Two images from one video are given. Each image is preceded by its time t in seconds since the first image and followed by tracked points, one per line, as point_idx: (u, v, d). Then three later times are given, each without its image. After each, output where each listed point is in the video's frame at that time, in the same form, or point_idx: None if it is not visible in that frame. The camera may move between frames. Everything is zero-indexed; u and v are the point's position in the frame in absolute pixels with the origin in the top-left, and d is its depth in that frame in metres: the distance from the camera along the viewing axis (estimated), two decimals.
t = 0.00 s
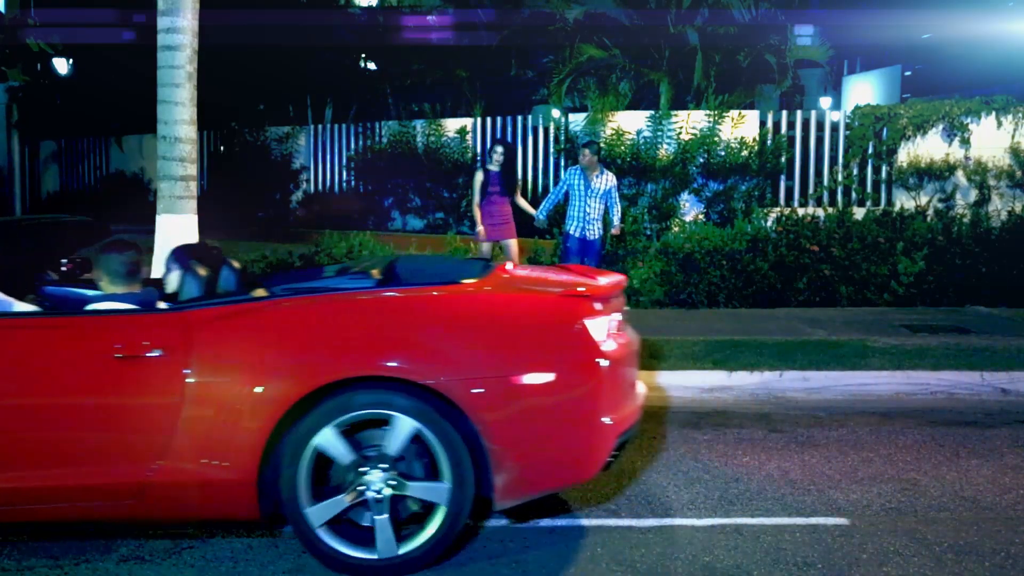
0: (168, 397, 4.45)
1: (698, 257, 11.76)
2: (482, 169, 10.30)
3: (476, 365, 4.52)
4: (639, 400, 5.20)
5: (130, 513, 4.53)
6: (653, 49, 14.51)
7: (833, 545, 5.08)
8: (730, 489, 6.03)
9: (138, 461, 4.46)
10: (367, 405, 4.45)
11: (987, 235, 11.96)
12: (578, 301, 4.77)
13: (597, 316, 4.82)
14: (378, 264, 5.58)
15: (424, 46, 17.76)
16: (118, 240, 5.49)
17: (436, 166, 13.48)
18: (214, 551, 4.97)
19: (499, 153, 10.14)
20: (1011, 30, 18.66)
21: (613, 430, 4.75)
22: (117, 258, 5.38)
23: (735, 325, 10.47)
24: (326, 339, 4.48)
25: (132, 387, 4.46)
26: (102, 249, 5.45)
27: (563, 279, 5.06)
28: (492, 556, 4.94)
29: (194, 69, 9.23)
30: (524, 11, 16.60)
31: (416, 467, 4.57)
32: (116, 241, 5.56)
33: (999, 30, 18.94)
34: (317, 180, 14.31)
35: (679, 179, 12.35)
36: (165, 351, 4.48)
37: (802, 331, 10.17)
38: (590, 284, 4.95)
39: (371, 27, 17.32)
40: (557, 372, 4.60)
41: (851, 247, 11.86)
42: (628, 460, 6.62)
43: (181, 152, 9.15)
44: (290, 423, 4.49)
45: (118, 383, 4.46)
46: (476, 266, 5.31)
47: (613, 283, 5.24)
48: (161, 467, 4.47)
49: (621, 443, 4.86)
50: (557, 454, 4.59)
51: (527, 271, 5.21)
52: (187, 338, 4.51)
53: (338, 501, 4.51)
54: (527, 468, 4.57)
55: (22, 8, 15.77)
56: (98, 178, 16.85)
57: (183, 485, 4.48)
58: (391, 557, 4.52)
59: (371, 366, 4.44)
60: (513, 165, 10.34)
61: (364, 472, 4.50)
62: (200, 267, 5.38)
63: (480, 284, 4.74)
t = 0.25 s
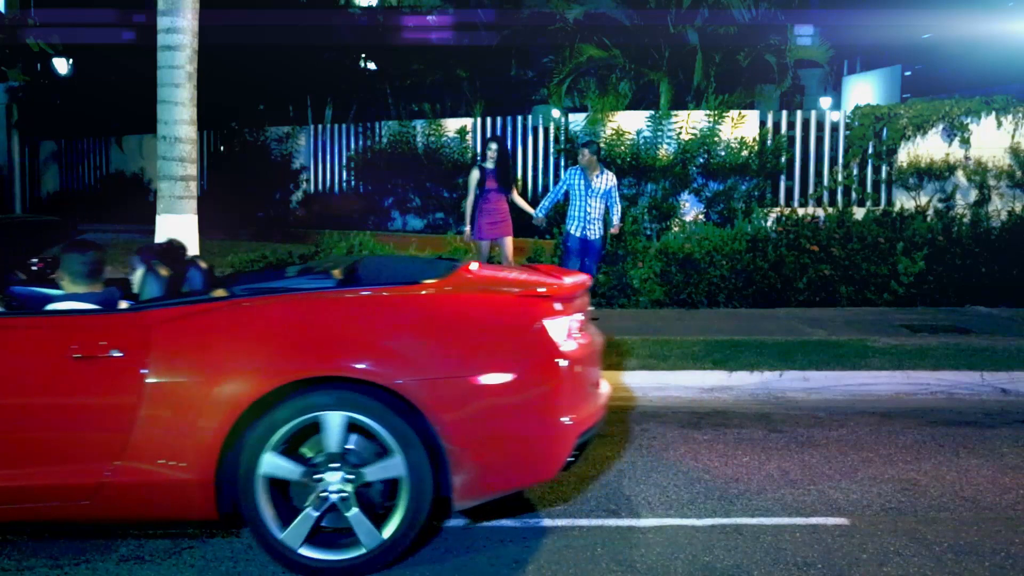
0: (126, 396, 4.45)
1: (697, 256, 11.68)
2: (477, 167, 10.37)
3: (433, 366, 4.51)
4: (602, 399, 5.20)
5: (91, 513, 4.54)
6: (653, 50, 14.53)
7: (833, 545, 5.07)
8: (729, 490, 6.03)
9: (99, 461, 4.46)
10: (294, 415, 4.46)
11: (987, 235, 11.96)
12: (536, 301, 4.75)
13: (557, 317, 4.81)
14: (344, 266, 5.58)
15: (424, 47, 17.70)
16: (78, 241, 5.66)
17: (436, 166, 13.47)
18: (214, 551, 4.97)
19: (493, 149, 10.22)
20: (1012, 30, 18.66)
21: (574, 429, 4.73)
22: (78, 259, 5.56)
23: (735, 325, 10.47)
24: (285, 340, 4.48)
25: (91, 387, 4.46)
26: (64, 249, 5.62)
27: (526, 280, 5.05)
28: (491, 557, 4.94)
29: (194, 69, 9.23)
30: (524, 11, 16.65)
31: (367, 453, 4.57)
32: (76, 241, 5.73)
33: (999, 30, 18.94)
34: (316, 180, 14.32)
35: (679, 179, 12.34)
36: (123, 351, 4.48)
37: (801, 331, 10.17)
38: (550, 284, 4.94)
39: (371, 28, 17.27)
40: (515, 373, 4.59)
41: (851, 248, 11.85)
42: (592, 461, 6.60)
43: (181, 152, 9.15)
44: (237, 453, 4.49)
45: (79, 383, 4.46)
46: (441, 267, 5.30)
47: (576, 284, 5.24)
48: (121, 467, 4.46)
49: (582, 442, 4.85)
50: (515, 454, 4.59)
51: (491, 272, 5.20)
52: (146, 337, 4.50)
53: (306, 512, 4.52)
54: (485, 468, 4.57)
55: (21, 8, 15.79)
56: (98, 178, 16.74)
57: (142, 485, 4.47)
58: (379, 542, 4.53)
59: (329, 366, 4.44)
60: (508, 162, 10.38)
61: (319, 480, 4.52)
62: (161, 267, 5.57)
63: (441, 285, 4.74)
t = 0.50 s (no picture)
0: (70, 399, 4.47)
1: (697, 256, 11.66)
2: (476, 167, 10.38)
3: (378, 369, 4.51)
4: (552, 402, 5.21)
5: (38, 516, 4.56)
6: (653, 50, 14.52)
7: (833, 545, 5.07)
8: (729, 490, 6.03)
9: (44, 463, 4.49)
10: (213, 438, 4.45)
11: (987, 235, 11.96)
12: (485, 305, 4.76)
13: (505, 320, 4.82)
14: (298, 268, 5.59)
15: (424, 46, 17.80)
16: (32, 243, 5.69)
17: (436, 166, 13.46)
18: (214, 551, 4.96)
19: (492, 148, 10.24)
20: (1012, 30, 18.66)
21: (520, 432, 4.74)
22: (30, 260, 5.59)
23: (735, 325, 10.47)
24: (232, 345, 4.49)
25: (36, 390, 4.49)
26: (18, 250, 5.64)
27: (475, 283, 5.06)
28: (490, 558, 4.94)
29: (194, 69, 9.22)
30: (524, 11, 16.68)
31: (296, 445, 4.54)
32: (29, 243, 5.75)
33: (999, 30, 18.95)
34: (317, 179, 14.32)
35: (679, 179, 12.33)
36: (67, 353, 4.51)
37: (801, 330, 10.17)
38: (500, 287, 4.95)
39: (371, 27, 17.42)
40: (461, 376, 4.60)
41: (851, 248, 11.84)
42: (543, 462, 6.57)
43: (181, 152, 9.14)
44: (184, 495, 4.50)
45: (26, 386, 4.50)
46: (393, 270, 5.31)
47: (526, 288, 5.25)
48: (65, 469, 4.49)
49: (529, 445, 4.85)
50: (461, 457, 4.59)
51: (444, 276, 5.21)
52: (90, 340, 4.53)
53: (269, 526, 4.50)
54: (433, 471, 4.57)
55: (21, 7, 15.80)
56: (98, 178, 17.00)
57: (85, 488, 4.49)
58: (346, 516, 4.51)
59: (277, 370, 4.45)
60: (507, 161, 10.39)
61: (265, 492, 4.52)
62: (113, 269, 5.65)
63: (390, 290, 4.75)
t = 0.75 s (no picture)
0: (23, 399, 4.50)
1: (697, 257, 11.67)
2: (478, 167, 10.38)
3: (330, 369, 4.53)
4: (512, 401, 5.22)
5: None
6: (654, 50, 14.51)
7: (833, 545, 5.07)
8: (729, 490, 6.03)
9: None
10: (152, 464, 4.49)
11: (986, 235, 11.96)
12: (441, 305, 4.77)
13: (463, 320, 4.83)
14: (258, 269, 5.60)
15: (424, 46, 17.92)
16: None
17: (436, 166, 13.47)
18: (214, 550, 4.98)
19: (494, 148, 10.23)
20: (1012, 30, 18.66)
21: (477, 431, 4.76)
22: None
23: (735, 325, 10.47)
24: (186, 346, 4.51)
25: None
26: None
27: (435, 284, 5.08)
28: (489, 557, 4.95)
29: (194, 69, 9.23)
30: (524, 11, 16.70)
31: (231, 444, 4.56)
32: None
33: (999, 30, 18.94)
34: (316, 179, 14.32)
35: (678, 179, 12.32)
36: (20, 353, 4.53)
37: (801, 330, 10.17)
38: (459, 288, 4.96)
39: (371, 28, 17.46)
40: (416, 376, 4.61)
41: (851, 247, 11.84)
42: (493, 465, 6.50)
43: (181, 152, 9.15)
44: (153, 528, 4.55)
45: None
46: (354, 271, 5.33)
47: (488, 289, 5.27)
48: (18, 469, 4.51)
49: (487, 446, 4.86)
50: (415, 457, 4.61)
51: (406, 276, 5.22)
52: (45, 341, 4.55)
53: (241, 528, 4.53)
54: (388, 471, 4.59)
55: (21, 8, 15.81)
56: (98, 178, 16.96)
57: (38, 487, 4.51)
58: (307, 482, 4.52)
59: (231, 371, 4.47)
60: (510, 161, 10.38)
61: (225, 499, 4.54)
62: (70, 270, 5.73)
63: (348, 292, 4.77)
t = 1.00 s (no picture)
0: None
1: (697, 256, 11.69)
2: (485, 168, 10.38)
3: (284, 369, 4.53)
4: (472, 400, 5.23)
5: None
6: (653, 50, 14.51)
7: (833, 545, 5.08)
8: (729, 490, 6.03)
9: None
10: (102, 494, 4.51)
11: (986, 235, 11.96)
12: (397, 305, 4.78)
13: (420, 320, 4.84)
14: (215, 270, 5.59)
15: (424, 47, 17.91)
16: None
17: (436, 166, 13.45)
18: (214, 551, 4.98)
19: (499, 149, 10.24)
20: (1012, 30, 18.65)
21: (434, 431, 4.77)
22: None
23: (735, 325, 10.47)
24: (140, 346, 4.51)
25: None
26: None
27: (394, 285, 5.09)
28: (489, 557, 4.95)
29: (194, 69, 9.23)
30: (524, 11, 16.71)
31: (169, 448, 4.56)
32: None
33: (1000, 30, 18.94)
34: (316, 179, 14.32)
35: (679, 179, 12.31)
36: None
37: (801, 331, 10.17)
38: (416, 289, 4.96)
39: (372, 28, 17.45)
40: (371, 376, 4.61)
41: (851, 247, 11.84)
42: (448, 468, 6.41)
43: (181, 152, 9.15)
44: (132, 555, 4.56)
45: None
46: (314, 271, 5.33)
47: (448, 289, 5.28)
48: None
49: (445, 446, 4.87)
50: (372, 456, 4.61)
51: (365, 278, 5.23)
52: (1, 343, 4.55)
53: (213, 517, 4.55)
54: (342, 471, 4.60)
55: (22, 7, 15.83)
56: (98, 178, 16.92)
57: None
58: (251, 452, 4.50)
59: (184, 371, 4.47)
60: (516, 161, 10.39)
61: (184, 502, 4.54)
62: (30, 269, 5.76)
63: (307, 291, 4.77)
